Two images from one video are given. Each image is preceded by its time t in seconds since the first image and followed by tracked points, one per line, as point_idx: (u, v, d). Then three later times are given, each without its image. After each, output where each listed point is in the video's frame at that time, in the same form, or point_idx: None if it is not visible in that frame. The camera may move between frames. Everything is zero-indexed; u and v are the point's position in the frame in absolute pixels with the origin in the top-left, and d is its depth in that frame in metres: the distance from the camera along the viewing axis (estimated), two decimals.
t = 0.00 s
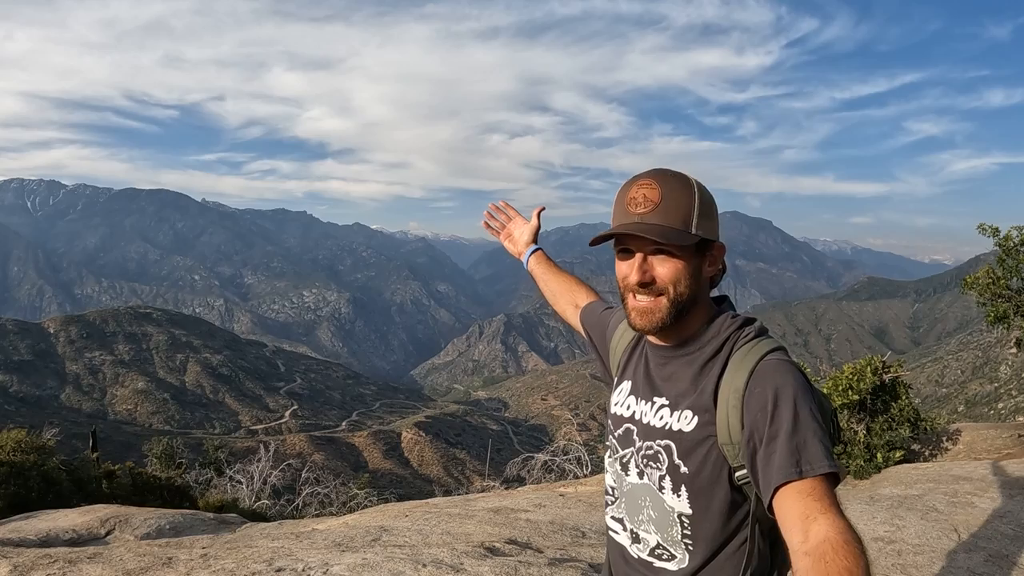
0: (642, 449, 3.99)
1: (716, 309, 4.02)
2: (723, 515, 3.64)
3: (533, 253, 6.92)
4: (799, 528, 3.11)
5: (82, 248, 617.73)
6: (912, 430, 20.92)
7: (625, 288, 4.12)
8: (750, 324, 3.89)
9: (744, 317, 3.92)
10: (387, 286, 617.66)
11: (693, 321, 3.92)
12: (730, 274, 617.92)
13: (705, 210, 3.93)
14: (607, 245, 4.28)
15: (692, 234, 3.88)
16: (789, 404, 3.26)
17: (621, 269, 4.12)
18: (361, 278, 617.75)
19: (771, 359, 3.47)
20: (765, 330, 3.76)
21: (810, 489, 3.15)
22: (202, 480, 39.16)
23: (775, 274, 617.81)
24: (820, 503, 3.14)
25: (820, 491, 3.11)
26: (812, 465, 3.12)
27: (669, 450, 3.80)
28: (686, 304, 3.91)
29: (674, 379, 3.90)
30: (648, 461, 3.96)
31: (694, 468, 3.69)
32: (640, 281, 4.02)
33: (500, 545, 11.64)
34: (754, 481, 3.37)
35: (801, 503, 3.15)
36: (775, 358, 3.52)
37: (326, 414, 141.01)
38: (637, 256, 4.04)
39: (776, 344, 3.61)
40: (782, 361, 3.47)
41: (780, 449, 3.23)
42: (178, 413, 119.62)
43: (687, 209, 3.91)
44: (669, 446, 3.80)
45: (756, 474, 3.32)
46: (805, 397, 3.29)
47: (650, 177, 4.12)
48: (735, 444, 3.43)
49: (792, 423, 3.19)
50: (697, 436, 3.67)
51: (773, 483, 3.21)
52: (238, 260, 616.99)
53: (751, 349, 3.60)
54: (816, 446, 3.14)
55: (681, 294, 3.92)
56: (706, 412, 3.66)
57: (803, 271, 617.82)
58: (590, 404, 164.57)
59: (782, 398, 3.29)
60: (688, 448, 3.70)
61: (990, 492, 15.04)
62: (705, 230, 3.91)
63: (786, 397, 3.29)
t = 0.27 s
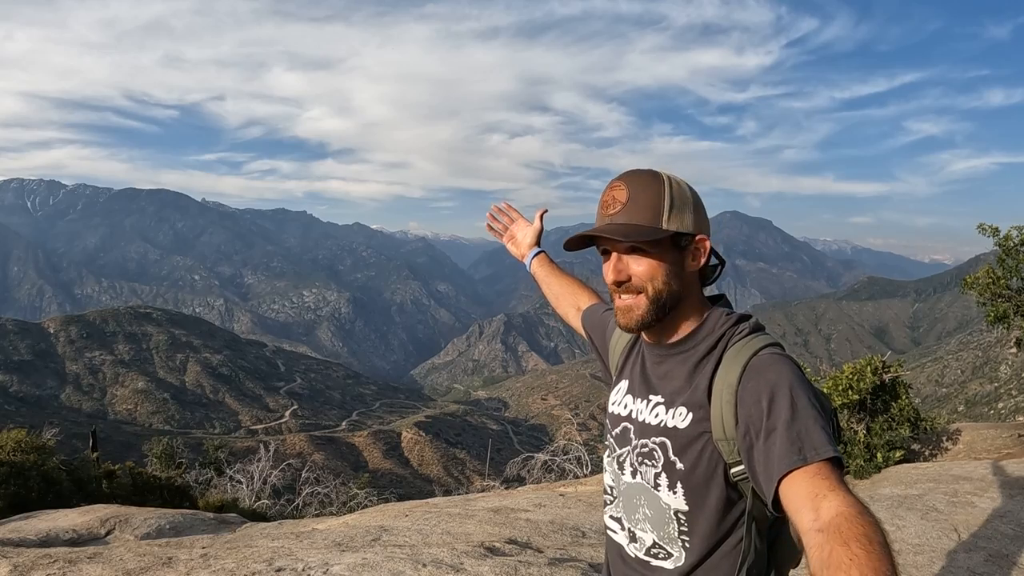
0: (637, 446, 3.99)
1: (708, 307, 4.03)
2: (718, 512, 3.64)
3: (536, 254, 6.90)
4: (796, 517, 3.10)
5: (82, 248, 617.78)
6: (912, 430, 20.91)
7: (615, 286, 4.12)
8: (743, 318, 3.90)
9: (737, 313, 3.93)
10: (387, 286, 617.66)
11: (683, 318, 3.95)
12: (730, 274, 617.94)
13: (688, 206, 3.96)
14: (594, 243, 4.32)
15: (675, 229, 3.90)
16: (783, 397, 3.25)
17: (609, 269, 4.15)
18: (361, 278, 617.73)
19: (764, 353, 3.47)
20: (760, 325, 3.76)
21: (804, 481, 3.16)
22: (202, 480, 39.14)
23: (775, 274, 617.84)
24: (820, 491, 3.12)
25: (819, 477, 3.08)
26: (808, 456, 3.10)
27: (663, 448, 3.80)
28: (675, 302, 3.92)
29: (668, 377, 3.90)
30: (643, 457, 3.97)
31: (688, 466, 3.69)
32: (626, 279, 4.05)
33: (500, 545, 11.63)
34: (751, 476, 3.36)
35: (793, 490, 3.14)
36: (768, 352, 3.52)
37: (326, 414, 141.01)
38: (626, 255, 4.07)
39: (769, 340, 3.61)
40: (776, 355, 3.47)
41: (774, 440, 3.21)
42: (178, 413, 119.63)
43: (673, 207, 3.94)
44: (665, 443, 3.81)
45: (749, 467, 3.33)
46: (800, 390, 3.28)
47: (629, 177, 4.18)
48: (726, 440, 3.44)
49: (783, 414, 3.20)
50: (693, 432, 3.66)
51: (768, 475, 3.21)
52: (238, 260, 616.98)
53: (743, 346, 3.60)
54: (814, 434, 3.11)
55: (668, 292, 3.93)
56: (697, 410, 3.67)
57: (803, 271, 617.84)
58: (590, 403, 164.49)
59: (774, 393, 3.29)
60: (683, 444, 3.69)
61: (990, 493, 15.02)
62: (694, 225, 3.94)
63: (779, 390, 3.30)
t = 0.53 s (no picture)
0: (634, 445, 4.00)
1: (705, 306, 4.05)
2: (718, 510, 3.63)
3: (535, 250, 6.90)
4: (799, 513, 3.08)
5: (82, 248, 617.78)
6: (911, 430, 20.93)
7: (613, 284, 4.11)
8: (739, 317, 3.92)
9: (734, 312, 3.95)
10: (387, 287, 617.66)
11: (682, 317, 3.94)
12: (730, 274, 618.01)
13: (681, 206, 3.98)
14: (591, 244, 4.32)
15: (670, 228, 3.93)
16: (783, 394, 3.27)
17: (606, 269, 4.16)
18: (361, 278, 617.69)
19: (762, 352, 3.48)
20: (758, 324, 3.77)
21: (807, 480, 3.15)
22: (202, 480, 39.13)
23: (775, 274, 617.93)
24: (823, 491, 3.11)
25: (817, 473, 3.10)
26: (808, 452, 3.11)
27: (663, 447, 3.80)
28: (676, 299, 3.93)
29: (664, 377, 3.94)
30: (641, 459, 3.96)
31: (688, 465, 3.69)
32: (623, 279, 4.05)
33: (500, 544, 11.63)
34: (751, 474, 3.37)
35: (792, 486, 3.14)
36: (765, 351, 3.53)
37: (326, 415, 141.02)
38: (623, 254, 4.08)
39: (767, 339, 3.63)
40: (772, 354, 3.48)
41: (771, 437, 3.22)
42: (178, 413, 119.62)
43: (668, 207, 3.96)
44: (664, 442, 3.81)
45: (750, 466, 3.35)
46: (801, 390, 3.28)
47: (622, 176, 4.18)
48: (726, 437, 3.45)
49: (783, 410, 3.19)
50: (691, 432, 3.66)
51: (768, 471, 3.22)
52: (238, 260, 616.96)
53: (743, 344, 3.61)
54: (810, 429, 3.13)
55: (665, 290, 3.94)
56: (695, 408, 3.68)
57: (803, 271, 617.93)
58: (590, 403, 164.54)
59: (772, 390, 3.30)
60: (682, 443, 3.70)
61: (990, 493, 15.03)
62: (687, 225, 3.97)
63: (777, 386, 3.31)
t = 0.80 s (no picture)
0: (635, 444, 3.99)
1: (705, 305, 4.06)
2: (717, 507, 3.63)
3: (534, 250, 6.92)
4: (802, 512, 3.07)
5: (82, 248, 617.77)
6: (911, 430, 20.93)
7: (618, 281, 4.09)
8: (738, 315, 3.94)
9: (733, 309, 3.97)
10: (387, 287, 617.60)
11: (683, 316, 3.95)
12: (730, 274, 618.01)
13: (683, 203, 3.99)
14: (591, 241, 4.34)
15: (673, 226, 3.93)
16: (787, 390, 3.27)
17: (608, 267, 4.17)
18: (361, 278, 617.70)
19: (763, 347, 3.50)
20: (758, 322, 3.79)
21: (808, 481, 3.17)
22: (202, 480, 39.13)
23: (775, 274, 617.91)
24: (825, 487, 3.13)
25: (824, 465, 3.08)
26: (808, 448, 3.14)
27: (664, 444, 3.79)
28: (675, 300, 3.93)
29: (664, 372, 3.94)
30: (642, 456, 3.96)
31: (689, 460, 3.68)
32: (621, 278, 4.08)
33: (501, 544, 11.64)
34: (752, 468, 3.37)
35: (793, 477, 3.14)
36: (765, 346, 3.54)
37: (326, 415, 141.00)
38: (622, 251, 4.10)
39: (767, 335, 3.63)
40: (772, 346, 3.49)
41: (773, 428, 3.24)
42: (178, 413, 119.59)
43: (668, 206, 3.99)
44: (664, 439, 3.80)
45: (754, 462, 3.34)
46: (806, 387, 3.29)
47: (624, 177, 4.21)
48: (728, 431, 3.46)
49: (784, 403, 3.21)
50: (689, 430, 3.66)
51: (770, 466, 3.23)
52: (238, 260, 616.98)
53: (743, 340, 3.62)
54: (811, 420, 3.15)
55: (666, 289, 3.95)
56: (697, 404, 3.68)
57: (803, 271, 617.93)
58: (590, 403, 164.64)
59: (773, 383, 3.31)
60: (683, 440, 3.70)
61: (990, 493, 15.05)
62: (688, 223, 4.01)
63: (780, 382, 3.30)
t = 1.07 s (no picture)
0: (636, 443, 3.99)
1: (705, 303, 4.06)
2: (718, 504, 3.63)
3: (530, 261, 6.94)
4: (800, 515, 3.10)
5: (82, 248, 617.73)
6: (911, 430, 20.92)
7: (620, 278, 4.08)
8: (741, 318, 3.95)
9: (735, 309, 3.97)
10: (387, 287, 617.60)
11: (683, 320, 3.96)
12: (730, 273, 618.01)
13: (691, 204, 3.98)
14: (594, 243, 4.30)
15: (675, 227, 3.91)
16: (795, 396, 3.23)
17: (610, 266, 4.15)
18: (361, 278, 617.76)
19: (772, 351, 3.45)
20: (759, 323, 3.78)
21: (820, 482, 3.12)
22: (202, 480, 39.15)
23: (775, 274, 617.92)
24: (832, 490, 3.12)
25: (825, 456, 3.08)
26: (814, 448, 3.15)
27: (666, 442, 3.79)
28: (676, 301, 3.93)
29: (667, 372, 3.92)
30: (643, 455, 3.95)
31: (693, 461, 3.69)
32: (631, 272, 4.04)
33: (501, 544, 11.63)
34: (754, 465, 3.36)
35: (795, 471, 3.13)
36: (764, 341, 3.54)
37: (326, 414, 141.00)
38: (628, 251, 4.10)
39: (773, 337, 3.62)
40: (771, 342, 3.50)
41: (774, 424, 3.23)
42: (178, 413, 119.59)
43: (674, 211, 3.99)
44: (666, 437, 3.79)
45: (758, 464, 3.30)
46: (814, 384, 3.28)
47: (628, 175, 4.20)
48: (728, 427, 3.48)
49: (784, 397, 3.21)
50: (690, 427, 3.67)
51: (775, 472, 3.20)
52: (238, 260, 616.95)
53: (749, 339, 3.60)
54: (815, 415, 3.13)
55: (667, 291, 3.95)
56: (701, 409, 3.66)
57: (803, 271, 617.92)
58: (590, 403, 164.71)
59: (775, 377, 3.31)
60: (687, 438, 3.69)
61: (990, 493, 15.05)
62: (695, 230, 3.97)
63: (787, 386, 3.29)
